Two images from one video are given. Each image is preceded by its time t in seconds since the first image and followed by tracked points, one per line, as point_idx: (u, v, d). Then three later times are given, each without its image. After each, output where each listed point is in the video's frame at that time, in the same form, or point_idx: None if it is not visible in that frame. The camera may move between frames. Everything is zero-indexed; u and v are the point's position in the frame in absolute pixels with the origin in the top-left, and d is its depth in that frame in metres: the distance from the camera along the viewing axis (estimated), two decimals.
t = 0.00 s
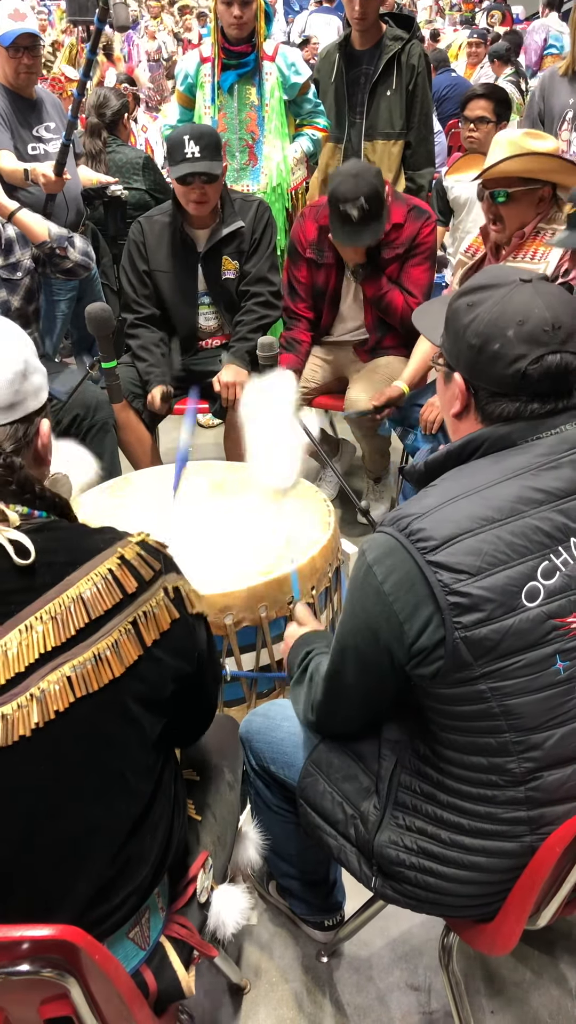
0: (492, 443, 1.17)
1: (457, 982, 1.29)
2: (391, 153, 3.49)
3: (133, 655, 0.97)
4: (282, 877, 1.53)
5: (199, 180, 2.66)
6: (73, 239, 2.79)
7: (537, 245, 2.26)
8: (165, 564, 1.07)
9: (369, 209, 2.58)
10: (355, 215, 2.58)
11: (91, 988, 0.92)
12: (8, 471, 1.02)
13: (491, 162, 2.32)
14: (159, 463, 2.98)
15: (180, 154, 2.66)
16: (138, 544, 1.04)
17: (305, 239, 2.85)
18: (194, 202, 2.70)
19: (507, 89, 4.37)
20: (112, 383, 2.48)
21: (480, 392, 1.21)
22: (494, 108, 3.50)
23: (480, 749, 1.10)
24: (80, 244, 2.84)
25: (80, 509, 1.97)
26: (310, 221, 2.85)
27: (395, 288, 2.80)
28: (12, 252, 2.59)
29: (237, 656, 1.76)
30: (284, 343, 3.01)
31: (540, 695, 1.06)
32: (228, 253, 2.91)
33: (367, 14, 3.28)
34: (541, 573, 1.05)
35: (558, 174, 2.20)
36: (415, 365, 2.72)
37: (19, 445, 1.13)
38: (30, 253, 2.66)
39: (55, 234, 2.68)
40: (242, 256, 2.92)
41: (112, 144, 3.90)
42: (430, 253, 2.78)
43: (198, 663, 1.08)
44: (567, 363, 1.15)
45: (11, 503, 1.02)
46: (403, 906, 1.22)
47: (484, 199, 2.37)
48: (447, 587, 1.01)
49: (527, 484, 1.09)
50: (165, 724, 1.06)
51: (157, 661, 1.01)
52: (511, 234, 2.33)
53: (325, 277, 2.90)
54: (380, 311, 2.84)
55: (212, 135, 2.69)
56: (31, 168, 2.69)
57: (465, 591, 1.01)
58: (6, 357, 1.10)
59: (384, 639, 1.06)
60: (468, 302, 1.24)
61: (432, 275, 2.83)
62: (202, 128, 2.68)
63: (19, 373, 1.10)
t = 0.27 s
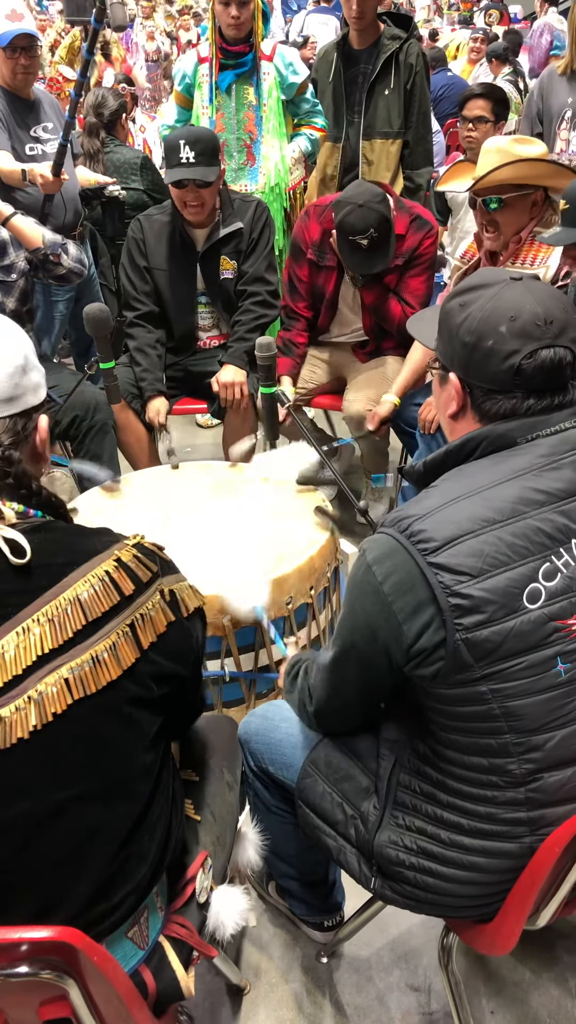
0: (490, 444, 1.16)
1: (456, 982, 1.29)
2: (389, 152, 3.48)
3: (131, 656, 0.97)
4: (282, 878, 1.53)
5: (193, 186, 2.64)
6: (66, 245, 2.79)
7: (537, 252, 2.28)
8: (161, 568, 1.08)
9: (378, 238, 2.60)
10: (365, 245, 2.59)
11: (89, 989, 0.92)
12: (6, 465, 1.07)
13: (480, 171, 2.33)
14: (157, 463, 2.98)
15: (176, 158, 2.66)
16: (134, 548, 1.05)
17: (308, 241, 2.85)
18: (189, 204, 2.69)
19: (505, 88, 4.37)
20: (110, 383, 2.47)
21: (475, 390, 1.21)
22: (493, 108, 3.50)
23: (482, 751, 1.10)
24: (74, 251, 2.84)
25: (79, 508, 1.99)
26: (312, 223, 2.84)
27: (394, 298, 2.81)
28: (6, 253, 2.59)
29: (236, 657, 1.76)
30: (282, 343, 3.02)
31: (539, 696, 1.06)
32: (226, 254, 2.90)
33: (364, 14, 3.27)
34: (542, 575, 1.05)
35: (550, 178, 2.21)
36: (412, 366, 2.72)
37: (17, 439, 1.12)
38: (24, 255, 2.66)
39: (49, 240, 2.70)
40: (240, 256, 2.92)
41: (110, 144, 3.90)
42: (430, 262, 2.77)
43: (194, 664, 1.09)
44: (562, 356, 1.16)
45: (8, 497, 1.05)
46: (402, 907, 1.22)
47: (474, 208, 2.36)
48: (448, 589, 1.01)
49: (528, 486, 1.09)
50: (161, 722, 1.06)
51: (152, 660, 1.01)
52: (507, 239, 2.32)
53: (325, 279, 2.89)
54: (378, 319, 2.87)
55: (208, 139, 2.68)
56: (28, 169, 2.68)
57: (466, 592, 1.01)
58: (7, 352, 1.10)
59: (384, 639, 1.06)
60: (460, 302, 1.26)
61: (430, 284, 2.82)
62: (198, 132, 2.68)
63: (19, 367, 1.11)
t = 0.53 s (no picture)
0: (488, 443, 1.17)
1: (456, 982, 1.29)
2: (388, 151, 3.48)
3: (132, 654, 0.97)
4: (282, 878, 1.53)
5: (196, 181, 2.66)
6: (61, 245, 2.82)
7: (536, 249, 2.25)
8: (163, 564, 1.08)
9: (378, 224, 2.61)
10: (364, 230, 2.60)
11: (89, 988, 0.92)
12: (12, 467, 1.06)
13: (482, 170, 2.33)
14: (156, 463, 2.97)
15: (176, 156, 2.65)
16: (136, 543, 1.04)
17: (308, 241, 2.83)
18: (192, 201, 2.71)
19: (503, 88, 4.38)
20: (109, 383, 2.47)
21: (472, 388, 1.21)
22: (491, 106, 3.50)
23: (481, 750, 1.10)
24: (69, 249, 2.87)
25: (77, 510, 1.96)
26: (312, 222, 2.83)
27: (396, 297, 2.82)
28: None
29: (235, 656, 1.76)
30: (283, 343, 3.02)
31: (538, 695, 1.06)
32: (225, 253, 2.90)
33: (362, 12, 3.29)
34: (540, 573, 1.05)
35: (551, 177, 2.21)
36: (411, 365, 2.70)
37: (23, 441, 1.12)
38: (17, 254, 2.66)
39: (45, 239, 2.72)
40: (239, 255, 2.92)
41: (109, 144, 3.91)
42: (432, 262, 2.78)
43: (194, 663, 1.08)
44: (557, 354, 1.16)
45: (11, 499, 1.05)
46: (402, 907, 1.22)
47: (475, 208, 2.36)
48: (446, 588, 1.01)
49: (525, 484, 1.09)
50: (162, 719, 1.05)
51: (153, 656, 1.01)
52: (508, 239, 2.32)
53: (327, 279, 2.88)
54: (380, 319, 2.88)
55: (209, 137, 2.68)
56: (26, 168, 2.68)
57: (464, 591, 1.01)
58: (12, 353, 1.10)
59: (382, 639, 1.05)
60: (456, 300, 1.25)
61: (432, 284, 2.84)
62: (199, 129, 2.67)
63: (25, 368, 1.11)
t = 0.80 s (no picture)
0: (485, 442, 1.17)
1: (457, 980, 1.28)
2: (390, 149, 3.49)
3: (133, 660, 0.97)
4: (283, 877, 1.53)
5: (197, 180, 2.66)
6: (61, 246, 2.81)
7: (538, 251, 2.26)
8: (167, 570, 1.07)
9: (371, 189, 2.56)
10: (355, 192, 2.56)
11: (90, 988, 0.92)
12: (21, 469, 1.06)
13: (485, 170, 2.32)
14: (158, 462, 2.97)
15: (179, 155, 2.65)
16: (140, 549, 1.04)
17: (307, 240, 2.85)
18: (193, 200, 2.71)
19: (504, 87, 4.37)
20: (110, 383, 2.47)
21: (469, 387, 1.21)
22: (491, 105, 3.49)
23: (481, 749, 1.10)
24: (68, 250, 2.86)
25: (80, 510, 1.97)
26: (312, 219, 2.84)
27: (397, 291, 2.80)
28: None
29: (237, 656, 1.76)
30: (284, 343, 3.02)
31: (538, 694, 1.06)
32: (227, 253, 2.90)
33: (362, 11, 3.29)
34: (539, 572, 1.05)
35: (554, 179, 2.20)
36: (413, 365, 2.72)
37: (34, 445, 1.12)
38: (16, 253, 2.70)
39: (44, 240, 2.72)
40: (240, 255, 2.92)
41: (110, 144, 3.90)
42: (432, 255, 2.80)
43: (198, 666, 1.08)
44: (552, 350, 1.16)
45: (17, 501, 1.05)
46: (403, 906, 1.22)
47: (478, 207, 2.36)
48: (445, 587, 1.01)
49: (525, 483, 1.09)
50: (164, 724, 1.05)
51: (155, 660, 1.01)
52: (511, 239, 2.32)
53: (328, 277, 2.89)
54: (382, 313, 2.86)
55: (212, 137, 2.68)
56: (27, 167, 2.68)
57: (463, 589, 1.01)
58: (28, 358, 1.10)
59: (383, 638, 1.05)
60: (451, 301, 1.25)
61: (433, 277, 2.84)
62: (202, 129, 2.67)
63: (42, 374, 1.11)
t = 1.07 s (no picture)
0: (485, 441, 1.17)
1: (459, 979, 1.29)
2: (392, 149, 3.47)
3: (137, 658, 0.97)
4: (285, 876, 1.53)
5: (197, 180, 2.66)
6: (63, 247, 2.81)
7: (543, 250, 2.25)
8: (171, 568, 1.08)
9: (369, 159, 2.56)
10: (355, 162, 2.56)
11: (92, 985, 0.92)
12: (19, 470, 1.06)
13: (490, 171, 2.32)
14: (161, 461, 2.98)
15: (179, 155, 2.66)
16: (143, 548, 1.04)
17: (309, 235, 2.86)
18: (193, 202, 2.71)
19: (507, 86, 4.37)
20: (113, 383, 2.47)
21: (469, 387, 1.21)
22: (493, 104, 3.50)
23: (481, 748, 1.10)
24: (70, 251, 2.86)
25: (83, 508, 1.98)
26: (313, 215, 2.85)
27: (396, 281, 2.78)
28: (1, 253, 2.64)
29: (239, 655, 1.76)
30: (286, 342, 3.02)
31: (539, 694, 1.06)
32: (229, 253, 2.90)
33: (365, 11, 3.28)
34: (539, 570, 1.05)
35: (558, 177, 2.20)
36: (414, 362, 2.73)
37: (30, 443, 1.12)
38: (18, 253, 2.71)
39: (47, 241, 2.72)
40: (243, 255, 2.92)
41: (113, 144, 3.88)
42: (432, 248, 2.78)
43: (201, 665, 1.08)
44: (552, 349, 1.16)
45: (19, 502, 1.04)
46: (404, 905, 1.22)
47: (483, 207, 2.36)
48: (445, 585, 1.01)
49: (524, 481, 1.09)
50: (167, 723, 1.06)
51: (158, 659, 1.01)
52: (515, 239, 2.32)
53: (330, 270, 2.90)
54: (378, 304, 2.84)
55: (213, 137, 2.68)
56: (30, 166, 2.69)
57: (463, 588, 1.01)
58: (16, 353, 1.10)
59: (384, 637, 1.05)
60: (451, 302, 1.25)
61: (433, 269, 2.82)
62: (204, 129, 2.68)
63: (30, 369, 1.11)
